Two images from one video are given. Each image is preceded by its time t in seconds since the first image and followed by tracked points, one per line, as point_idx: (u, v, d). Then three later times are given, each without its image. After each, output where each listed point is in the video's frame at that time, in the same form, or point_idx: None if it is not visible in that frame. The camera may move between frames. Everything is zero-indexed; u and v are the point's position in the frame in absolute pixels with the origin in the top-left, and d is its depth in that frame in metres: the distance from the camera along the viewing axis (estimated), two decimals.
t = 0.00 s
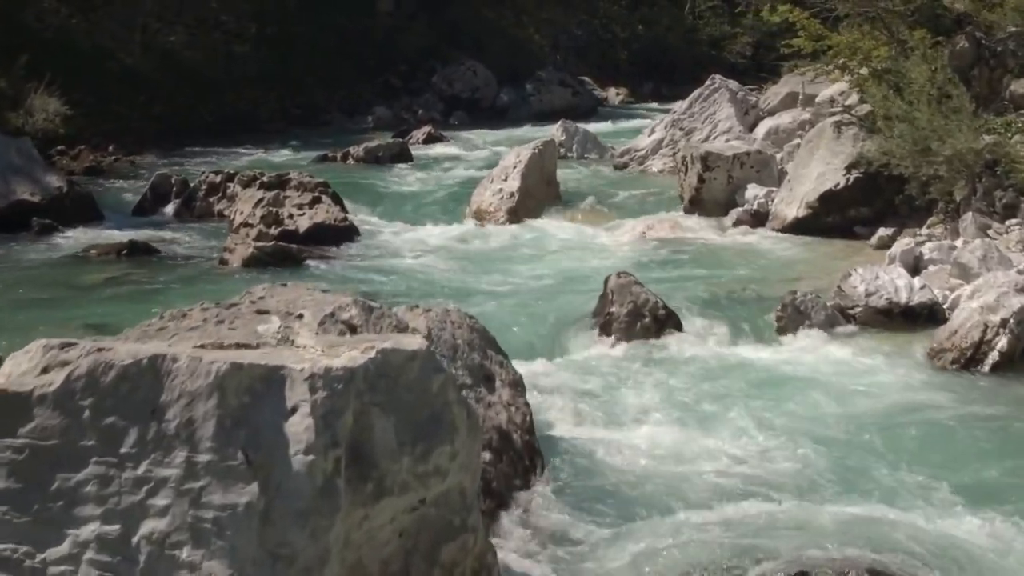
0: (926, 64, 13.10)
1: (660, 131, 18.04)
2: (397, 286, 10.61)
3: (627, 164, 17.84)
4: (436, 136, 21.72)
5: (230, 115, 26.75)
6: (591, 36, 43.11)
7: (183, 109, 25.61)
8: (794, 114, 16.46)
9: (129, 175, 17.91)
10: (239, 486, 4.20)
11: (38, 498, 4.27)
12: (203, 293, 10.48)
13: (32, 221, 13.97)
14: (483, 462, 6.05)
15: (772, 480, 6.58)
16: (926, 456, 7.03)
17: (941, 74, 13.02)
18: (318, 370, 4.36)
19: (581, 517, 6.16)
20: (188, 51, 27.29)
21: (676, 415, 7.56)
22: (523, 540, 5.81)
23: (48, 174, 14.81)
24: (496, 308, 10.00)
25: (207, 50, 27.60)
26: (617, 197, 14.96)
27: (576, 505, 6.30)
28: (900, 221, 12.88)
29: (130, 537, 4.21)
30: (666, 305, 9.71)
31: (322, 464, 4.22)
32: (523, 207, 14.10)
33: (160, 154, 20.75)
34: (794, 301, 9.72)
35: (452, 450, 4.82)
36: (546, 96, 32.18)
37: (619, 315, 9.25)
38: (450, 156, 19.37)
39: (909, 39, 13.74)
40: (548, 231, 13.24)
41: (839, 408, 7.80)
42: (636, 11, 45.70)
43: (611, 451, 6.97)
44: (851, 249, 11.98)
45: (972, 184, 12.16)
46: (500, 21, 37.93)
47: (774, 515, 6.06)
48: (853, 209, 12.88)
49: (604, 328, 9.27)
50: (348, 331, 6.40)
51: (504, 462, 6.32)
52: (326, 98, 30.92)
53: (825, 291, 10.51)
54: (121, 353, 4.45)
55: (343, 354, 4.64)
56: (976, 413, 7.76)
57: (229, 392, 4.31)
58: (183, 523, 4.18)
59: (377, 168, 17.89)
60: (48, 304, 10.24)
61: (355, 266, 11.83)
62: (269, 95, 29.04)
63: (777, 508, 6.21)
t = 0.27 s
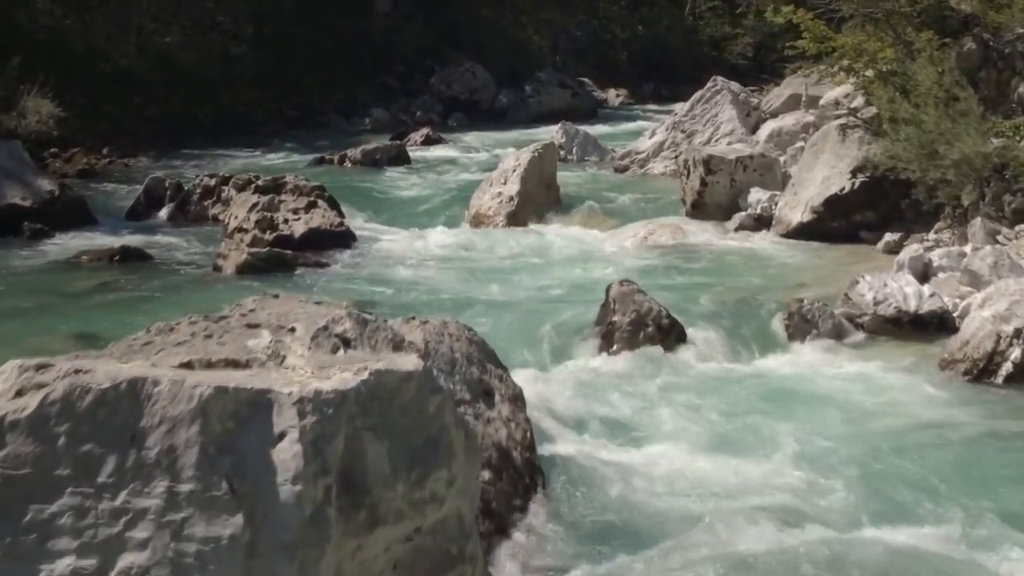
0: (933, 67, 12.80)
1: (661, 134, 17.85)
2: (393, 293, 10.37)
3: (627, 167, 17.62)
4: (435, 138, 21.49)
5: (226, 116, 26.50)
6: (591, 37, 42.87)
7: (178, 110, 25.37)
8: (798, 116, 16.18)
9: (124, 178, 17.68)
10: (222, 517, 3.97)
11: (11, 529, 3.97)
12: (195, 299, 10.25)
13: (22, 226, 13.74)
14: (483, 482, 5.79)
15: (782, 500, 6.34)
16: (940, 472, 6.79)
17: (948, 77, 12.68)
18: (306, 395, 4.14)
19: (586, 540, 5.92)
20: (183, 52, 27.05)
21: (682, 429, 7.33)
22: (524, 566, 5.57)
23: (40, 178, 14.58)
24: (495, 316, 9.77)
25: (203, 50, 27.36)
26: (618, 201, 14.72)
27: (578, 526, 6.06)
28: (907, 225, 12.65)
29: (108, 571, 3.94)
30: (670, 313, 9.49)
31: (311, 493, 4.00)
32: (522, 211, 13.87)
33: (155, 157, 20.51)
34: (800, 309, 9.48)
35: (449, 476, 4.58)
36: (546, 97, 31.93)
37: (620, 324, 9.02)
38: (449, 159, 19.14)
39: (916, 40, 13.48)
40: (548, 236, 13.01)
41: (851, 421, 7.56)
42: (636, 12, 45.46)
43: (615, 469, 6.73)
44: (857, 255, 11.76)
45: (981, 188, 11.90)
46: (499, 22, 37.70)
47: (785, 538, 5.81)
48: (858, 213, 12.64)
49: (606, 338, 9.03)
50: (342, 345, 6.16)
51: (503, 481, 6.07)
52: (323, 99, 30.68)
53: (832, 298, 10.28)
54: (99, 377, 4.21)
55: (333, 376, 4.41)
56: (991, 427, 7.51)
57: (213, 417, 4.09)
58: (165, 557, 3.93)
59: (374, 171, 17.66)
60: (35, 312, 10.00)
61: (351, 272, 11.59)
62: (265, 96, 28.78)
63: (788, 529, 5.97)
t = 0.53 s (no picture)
0: (942, 70, 12.61)
1: (663, 136, 17.61)
2: (390, 302, 10.15)
3: (628, 170, 17.37)
4: (434, 140, 21.27)
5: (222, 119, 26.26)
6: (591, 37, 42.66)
7: (174, 112, 25.13)
8: (802, 119, 16.00)
9: (118, 180, 17.46)
10: (206, 551, 3.74)
11: None
12: (187, 307, 10.01)
13: (14, 230, 13.52)
14: (483, 503, 5.54)
15: (793, 519, 6.11)
16: (957, 488, 6.55)
17: (957, 79, 12.49)
18: (297, 420, 3.94)
19: (590, 563, 5.66)
20: (179, 53, 26.82)
21: (689, 443, 7.10)
22: None
23: (32, 182, 14.36)
24: (495, 325, 9.53)
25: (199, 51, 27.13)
26: (619, 205, 14.48)
27: (581, 551, 5.82)
28: (914, 231, 12.43)
29: None
30: (675, 322, 9.24)
31: (301, 527, 3.79)
32: (522, 216, 13.65)
33: (150, 159, 20.28)
34: (808, 318, 9.25)
35: (448, 504, 4.35)
36: (545, 99, 31.70)
37: (624, 334, 8.79)
38: (448, 161, 18.91)
39: (924, 42, 13.25)
40: (548, 242, 12.77)
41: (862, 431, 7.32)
42: (637, 13, 45.26)
43: (620, 485, 6.50)
44: (864, 262, 11.54)
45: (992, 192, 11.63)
46: (498, 23, 37.47)
47: (797, 566, 5.57)
48: (864, 219, 12.42)
49: (609, 348, 8.81)
50: (336, 360, 5.93)
51: (504, 501, 5.82)
52: (321, 100, 30.45)
53: (840, 306, 10.05)
54: (76, 402, 3.98)
55: (325, 398, 4.20)
56: (1007, 439, 7.27)
57: (198, 444, 3.88)
58: None
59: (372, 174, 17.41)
60: (23, 318, 9.77)
61: (347, 280, 11.36)
62: (262, 97, 28.55)
63: (801, 553, 5.72)
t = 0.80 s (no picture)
0: (952, 70, 12.37)
1: (666, 138, 17.26)
2: (389, 309, 9.91)
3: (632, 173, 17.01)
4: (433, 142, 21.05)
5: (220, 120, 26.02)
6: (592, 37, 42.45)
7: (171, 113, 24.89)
8: (807, 121, 15.80)
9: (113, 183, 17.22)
10: None
11: None
12: (181, 313, 9.78)
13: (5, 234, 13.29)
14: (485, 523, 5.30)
15: (808, 537, 5.88)
16: (977, 505, 6.31)
17: (967, 80, 12.25)
18: (288, 445, 3.68)
19: None
20: (177, 54, 26.59)
21: (698, 458, 6.87)
22: None
23: (25, 185, 14.13)
24: (496, 332, 9.30)
25: (196, 52, 26.89)
26: (622, 208, 14.26)
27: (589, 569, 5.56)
28: (924, 235, 12.21)
29: None
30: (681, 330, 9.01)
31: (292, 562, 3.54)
32: (524, 219, 13.42)
33: (146, 161, 20.06)
34: (818, 325, 9.02)
35: (449, 530, 4.09)
36: (546, 100, 31.46)
37: (629, 342, 8.55)
38: (447, 164, 18.68)
39: (933, 43, 13.02)
40: (550, 247, 12.54)
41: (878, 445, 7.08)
42: (637, 13, 45.07)
43: (627, 499, 6.26)
44: (872, 266, 11.33)
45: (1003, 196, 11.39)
46: (497, 24, 37.23)
47: None
48: (872, 223, 12.22)
49: (614, 357, 8.57)
50: (332, 375, 5.69)
51: (507, 521, 5.57)
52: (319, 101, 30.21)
53: (850, 312, 9.82)
54: (51, 424, 3.72)
55: (320, 419, 3.95)
56: None
57: (182, 471, 3.62)
58: None
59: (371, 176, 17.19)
60: (12, 325, 9.53)
61: (345, 285, 11.12)
62: (260, 98, 28.31)
63: None
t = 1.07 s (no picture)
0: (964, 69, 12.13)
1: (669, 138, 17.04)
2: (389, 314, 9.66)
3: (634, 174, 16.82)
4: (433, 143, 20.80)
5: (217, 121, 25.78)
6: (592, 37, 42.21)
7: (168, 115, 24.65)
8: (813, 121, 15.56)
9: (109, 184, 16.98)
10: None
11: None
12: (176, 317, 9.53)
13: None
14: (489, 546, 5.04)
15: (825, 558, 5.64)
16: (1001, 525, 6.06)
17: (979, 80, 12.02)
18: (280, 470, 3.45)
19: None
20: (174, 53, 26.34)
21: (709, 473, 6.62)
22: None
23: (18, 187, 13.89)
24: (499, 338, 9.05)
25: (194, 52, 26.65)
26: (625, 209, 14.01)
27: None
28: (934, 238, 11.96)
29: None
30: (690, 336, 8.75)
31: None
32: (526, 221, 13.16)
33: (142, 162, 19.82)
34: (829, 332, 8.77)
35: (454, 561, 3.84)
36: (547, 100, 31.22)
37: (636, 350, 8.29)
38: (448, 165, 18.43)
39: (943, 41, 12.78)
40: (553, 249, 12.30)
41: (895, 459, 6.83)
42: (638, 13, 44.86)
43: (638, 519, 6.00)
44: (883, 270, 11.07)
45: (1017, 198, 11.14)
46: (498, 23, 36.98)
47: None
48: (882, 225, 11.96)
49: (621, 366, 8.31)
50: (329, 387, 5.44)
51: (512, 542, 5.32)
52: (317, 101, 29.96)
53: (862, 317, 9.57)
54: (25, 448, 3.49)
55: (315, 440, 3.71)
56: None
57: (167, 499, 3.40)
58: None
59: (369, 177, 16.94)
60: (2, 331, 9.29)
61: (344, 289, 10.88)
62: (258, 98, 28.07)
63: None
